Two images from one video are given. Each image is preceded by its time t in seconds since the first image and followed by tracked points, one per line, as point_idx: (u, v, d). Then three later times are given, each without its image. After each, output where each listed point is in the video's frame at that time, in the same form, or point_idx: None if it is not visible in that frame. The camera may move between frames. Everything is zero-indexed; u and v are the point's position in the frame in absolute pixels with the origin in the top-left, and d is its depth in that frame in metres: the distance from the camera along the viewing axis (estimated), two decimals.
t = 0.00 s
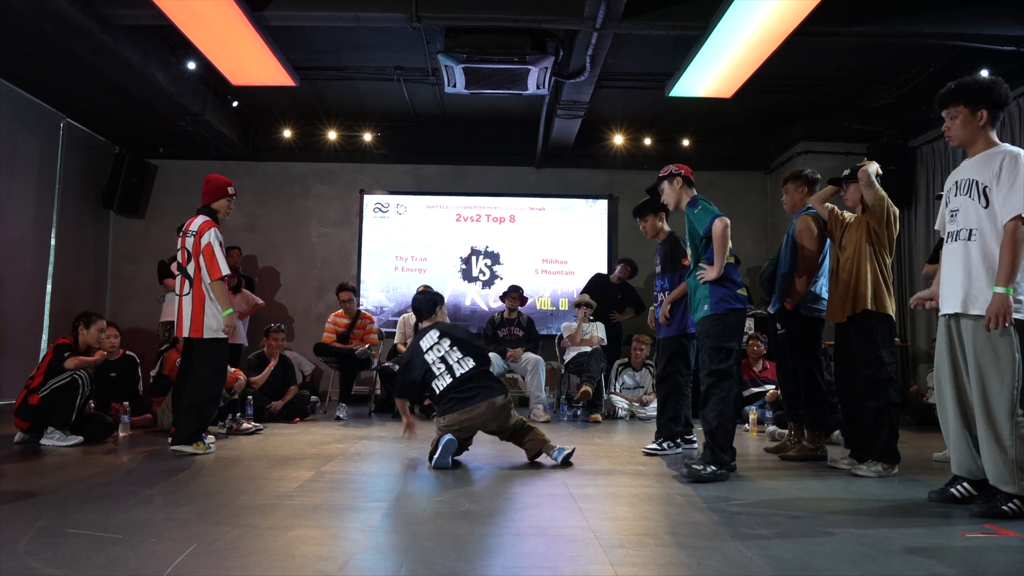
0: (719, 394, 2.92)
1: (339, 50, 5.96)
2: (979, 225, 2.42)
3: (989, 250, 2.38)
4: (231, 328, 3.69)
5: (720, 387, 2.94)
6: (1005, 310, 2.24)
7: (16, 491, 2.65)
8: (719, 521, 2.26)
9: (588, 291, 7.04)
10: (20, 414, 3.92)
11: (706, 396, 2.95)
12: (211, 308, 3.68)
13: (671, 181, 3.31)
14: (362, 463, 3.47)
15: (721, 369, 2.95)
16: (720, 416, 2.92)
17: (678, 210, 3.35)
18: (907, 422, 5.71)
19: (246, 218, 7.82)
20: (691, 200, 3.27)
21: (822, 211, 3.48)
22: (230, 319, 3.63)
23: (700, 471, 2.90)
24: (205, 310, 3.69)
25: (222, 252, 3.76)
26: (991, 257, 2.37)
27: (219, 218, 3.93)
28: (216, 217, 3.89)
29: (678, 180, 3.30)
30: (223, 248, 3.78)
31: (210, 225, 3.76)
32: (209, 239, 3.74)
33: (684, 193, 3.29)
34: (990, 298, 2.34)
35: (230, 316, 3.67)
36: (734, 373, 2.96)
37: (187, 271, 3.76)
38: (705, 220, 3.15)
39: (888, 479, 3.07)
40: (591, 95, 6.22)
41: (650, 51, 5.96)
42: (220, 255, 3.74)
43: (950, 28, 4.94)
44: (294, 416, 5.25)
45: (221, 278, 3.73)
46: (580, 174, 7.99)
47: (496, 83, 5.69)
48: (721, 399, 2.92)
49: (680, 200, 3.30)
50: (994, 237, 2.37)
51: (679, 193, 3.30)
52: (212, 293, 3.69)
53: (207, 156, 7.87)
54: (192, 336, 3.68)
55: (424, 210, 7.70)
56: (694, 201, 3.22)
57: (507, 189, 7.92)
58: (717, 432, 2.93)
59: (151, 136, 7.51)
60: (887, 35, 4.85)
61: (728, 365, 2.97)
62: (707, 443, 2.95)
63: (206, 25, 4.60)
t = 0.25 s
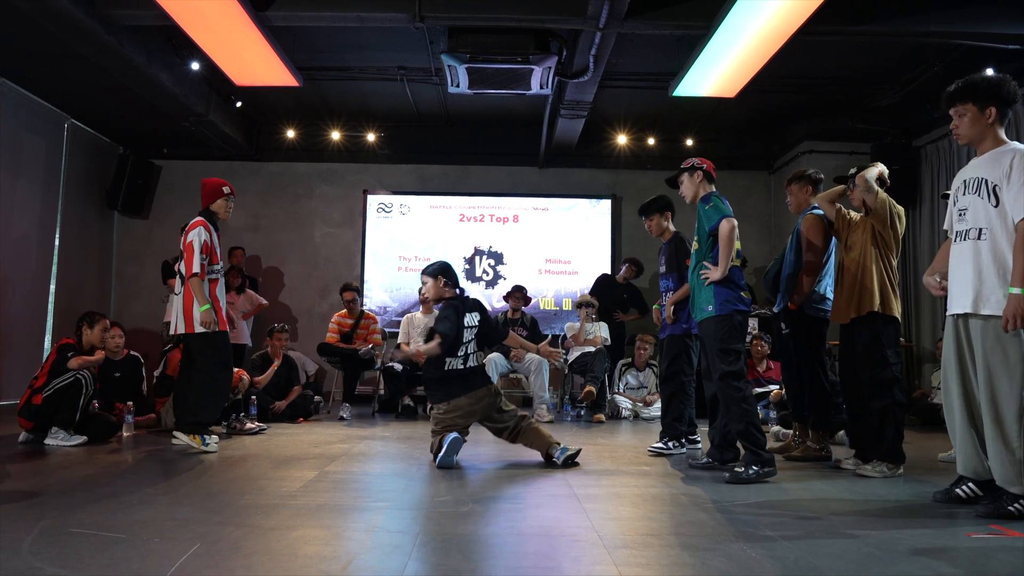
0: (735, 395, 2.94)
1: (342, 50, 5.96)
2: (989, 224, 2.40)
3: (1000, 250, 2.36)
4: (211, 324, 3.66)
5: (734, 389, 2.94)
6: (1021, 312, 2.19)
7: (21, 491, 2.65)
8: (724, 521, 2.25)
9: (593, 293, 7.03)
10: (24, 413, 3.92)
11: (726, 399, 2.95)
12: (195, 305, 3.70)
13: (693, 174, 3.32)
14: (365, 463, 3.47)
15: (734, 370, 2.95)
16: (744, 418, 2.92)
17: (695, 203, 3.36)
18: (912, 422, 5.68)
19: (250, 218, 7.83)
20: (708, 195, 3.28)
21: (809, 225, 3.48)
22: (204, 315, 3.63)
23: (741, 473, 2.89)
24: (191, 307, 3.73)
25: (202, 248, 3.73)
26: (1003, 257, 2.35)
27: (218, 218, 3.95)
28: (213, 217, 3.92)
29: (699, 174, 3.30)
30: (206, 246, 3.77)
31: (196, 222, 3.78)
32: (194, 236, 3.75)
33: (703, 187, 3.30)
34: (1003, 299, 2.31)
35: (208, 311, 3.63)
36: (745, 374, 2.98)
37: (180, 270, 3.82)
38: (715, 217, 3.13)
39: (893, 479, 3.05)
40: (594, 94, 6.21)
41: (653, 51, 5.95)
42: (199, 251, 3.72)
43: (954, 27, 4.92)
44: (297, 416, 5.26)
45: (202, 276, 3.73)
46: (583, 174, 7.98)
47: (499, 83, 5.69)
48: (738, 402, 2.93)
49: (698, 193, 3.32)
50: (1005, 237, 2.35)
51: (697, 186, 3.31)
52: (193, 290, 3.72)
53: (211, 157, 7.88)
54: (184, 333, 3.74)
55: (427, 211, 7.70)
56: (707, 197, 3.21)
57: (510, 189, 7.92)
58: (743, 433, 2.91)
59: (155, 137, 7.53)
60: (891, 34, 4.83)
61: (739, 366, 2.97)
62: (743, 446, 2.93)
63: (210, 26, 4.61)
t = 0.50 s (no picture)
0: (745, 397, 2.93)
1: (345, 50, 5.97)
2: (995, 222, 2.38)
3: (1006, 248, 2.35)
4: (192, 319, 3.70)
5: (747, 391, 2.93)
6: None
7: (23, 491, 2.65)
8: (726, 521, 2.25)
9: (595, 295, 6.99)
10: (27, 414, 3.94)
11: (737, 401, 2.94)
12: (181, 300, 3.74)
13: (709, 167, 3.25)
14: (367, 463, 3.47)
15: (745, 372, 2.94)
16: (757, 420, 2.89)
17: (710, 197, 3.31)
18: (916, 422, 5.66)
19: (253, 219, 7.84)
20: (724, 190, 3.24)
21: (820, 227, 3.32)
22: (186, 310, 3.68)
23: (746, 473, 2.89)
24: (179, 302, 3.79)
25: (194, 246, 3.76)
26: (1008, 255, 2.34)
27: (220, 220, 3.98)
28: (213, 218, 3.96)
29: (716, 167, 3.24)
30: (198, 244, 3.81)
31: (193, 222, 3.82)
32: (188, 234, 3.79)
33: (717, 182, 3.25)
34: (1008, 297, 2.30)
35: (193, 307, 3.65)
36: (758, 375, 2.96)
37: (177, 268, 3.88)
38: (729, 218, 3.09)
39: (896, 479, 3.04)
40: (597, 94, 6.20)
41: (656, 50, 5.94)
42: (191, 248, 3.76)
43: (958, 25, 4.90)
44: (301, 416, 5.26)
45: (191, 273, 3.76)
46: (586, 173, 7.98)
47: (502, 83, 5.68)
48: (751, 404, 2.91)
49: (711, 188, 3.27)
50: (1011, 235, 2.34)
51: (713, 179, 3.25)
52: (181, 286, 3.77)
53: (214, 157, 7.90)
54: (176, 329, 3.81)
55: (430, 211, 7.71)
56: (725, 196, 3.16)
57: (513, 189, 7.92)
58: (754, 436, 2.90)
59: (158, 137, 7.54)
60: (895, 33, 4.82)
61: (751, 368, 2.95)
62: (750, 447, 2.92)
63: (212, 27, 4.62)
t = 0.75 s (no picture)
0: (755, 398, 2.92)
1: (348, 51, 5.97)
2: (1001, 221, 2.37)
3: (1011, 247, 2.33)
4: (178, 321, 3.73)
5: (758, 392, 2.92)
6: None
7: (27, 490, 2.66)
8: (729, 521, 2.24)
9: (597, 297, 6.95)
10: (32, 414, 3.96)
11: (747, 403, 2.94)
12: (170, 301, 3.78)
13: (717, 162, 3.25)
14: (371, 463, 3.47)
15: (757, 374, 2.93)
16: (767, 422, 2.89)
17: (718, 193, 3.32)
18: (920, 422, 5.64)
19: (257, 219, 7.86)
20: (734, 185, 3.24)
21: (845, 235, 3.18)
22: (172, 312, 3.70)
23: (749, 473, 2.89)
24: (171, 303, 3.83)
25: (183, 247, 3.77)
26: (1014, 254, 2.32)
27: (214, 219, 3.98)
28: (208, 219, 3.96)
29: (724, 162, 3.24)
30: (186, 245, 3.81)
31: (184, 223, 3.84)
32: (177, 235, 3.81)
33: (727, 177, 3.26)
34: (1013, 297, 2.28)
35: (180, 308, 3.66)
36: (771, 377, 2.94)
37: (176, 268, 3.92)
38: (746, 217, 3.07)
39: (900, 479, 3.01)
40: (601, 94, 6.20)
41: (659, 50, 5.93)
42: (180, 249, 3.77)
43: (963, 24, 4.88)
44: (304, 416, 5.27)
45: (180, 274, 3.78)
46: (590, 173, 7.97)
47: (505, 83, 5.68)
48: (761, 407, 2.91)
49: (721, 183, 3.27)
50: (1017, 234, 2.32)
51: (721, 175, 3.26)
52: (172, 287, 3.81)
53: (219, 158, 7.93)
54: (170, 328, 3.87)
55: (433, 211, 7.71)
56: (740, 193, 3.15)
57: (516, 189, 7.91)
58: (761, 437, 2.90)
59: (163, 138, 7.56)
60: (900, 32, 4.80)
61: (765, 369, 2.93)
62: (754, 449, 2.93)
63: (217, 28, 4.64)
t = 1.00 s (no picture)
0: (767, 399, 2.91)
1: (351, 50, 5.97)
2: (1008, 220, 2.35)
3: (1018, 247, 2.32)
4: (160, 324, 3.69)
5: (772, 392, 2.90)
6: None
7: (30, 489, 2.66)
8: (733, 521, 2.23)
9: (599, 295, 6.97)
10: (35, 413, 3.96)
11: (757, 403, 2.92)
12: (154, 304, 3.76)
13: (716, 161, 3.25)
14: (373, 462, 3.46)
15: (772, 375, 2.91)
16: (777, 423, 2.88)
17: (718, 192, 3.30)
18: (924, 422, 5.62)
19: (261, 219, 7.87)
20: (734, 182, 3.23)
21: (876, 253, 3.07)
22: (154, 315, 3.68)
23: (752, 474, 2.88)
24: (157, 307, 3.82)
25: (158, 248, 3.75)
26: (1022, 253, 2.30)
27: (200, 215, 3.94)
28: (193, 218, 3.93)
29: (723, 161, 3.24)
30: (163, 245, 3.78)
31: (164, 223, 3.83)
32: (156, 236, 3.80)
33: (727, 176, 3.24)
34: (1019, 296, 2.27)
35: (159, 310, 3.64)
36: (784, 378, 2.93)
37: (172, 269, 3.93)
38: (749, 217, 3.07)
39: (904, 480, 3.00)
40: (604, 94, 6.19)
41: (662, 49, 5.92)
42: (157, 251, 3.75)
43: (967, 23, 4.86)
44: (307, 416, 5.28)
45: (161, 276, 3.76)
46: (593, 173, 7.96)
47: (509, 83, 5.68)
48: (773, 407, 2.89)
49: (721, 181, 3.25)
50: None
51: (720, 174, 3.25)
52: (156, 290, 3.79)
53: (222, 158, 7.94)
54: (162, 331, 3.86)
55: (437, 211, 7.71)
56: (739, 195, 3.14)
57: (519, 188, 7.91)
58: (769, 438, 2.89)
59: (166, 138, 7.57)
60: (903, 31, 4.78)
61: (779, 371, 2.91)
62: (760, 449, 2.92)
63: (220, 28, 4.65)
